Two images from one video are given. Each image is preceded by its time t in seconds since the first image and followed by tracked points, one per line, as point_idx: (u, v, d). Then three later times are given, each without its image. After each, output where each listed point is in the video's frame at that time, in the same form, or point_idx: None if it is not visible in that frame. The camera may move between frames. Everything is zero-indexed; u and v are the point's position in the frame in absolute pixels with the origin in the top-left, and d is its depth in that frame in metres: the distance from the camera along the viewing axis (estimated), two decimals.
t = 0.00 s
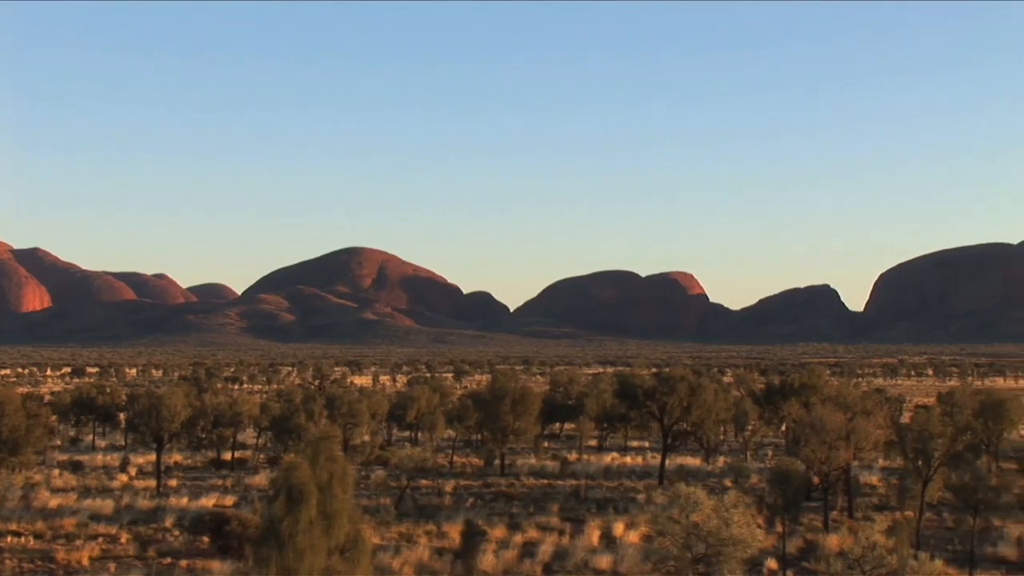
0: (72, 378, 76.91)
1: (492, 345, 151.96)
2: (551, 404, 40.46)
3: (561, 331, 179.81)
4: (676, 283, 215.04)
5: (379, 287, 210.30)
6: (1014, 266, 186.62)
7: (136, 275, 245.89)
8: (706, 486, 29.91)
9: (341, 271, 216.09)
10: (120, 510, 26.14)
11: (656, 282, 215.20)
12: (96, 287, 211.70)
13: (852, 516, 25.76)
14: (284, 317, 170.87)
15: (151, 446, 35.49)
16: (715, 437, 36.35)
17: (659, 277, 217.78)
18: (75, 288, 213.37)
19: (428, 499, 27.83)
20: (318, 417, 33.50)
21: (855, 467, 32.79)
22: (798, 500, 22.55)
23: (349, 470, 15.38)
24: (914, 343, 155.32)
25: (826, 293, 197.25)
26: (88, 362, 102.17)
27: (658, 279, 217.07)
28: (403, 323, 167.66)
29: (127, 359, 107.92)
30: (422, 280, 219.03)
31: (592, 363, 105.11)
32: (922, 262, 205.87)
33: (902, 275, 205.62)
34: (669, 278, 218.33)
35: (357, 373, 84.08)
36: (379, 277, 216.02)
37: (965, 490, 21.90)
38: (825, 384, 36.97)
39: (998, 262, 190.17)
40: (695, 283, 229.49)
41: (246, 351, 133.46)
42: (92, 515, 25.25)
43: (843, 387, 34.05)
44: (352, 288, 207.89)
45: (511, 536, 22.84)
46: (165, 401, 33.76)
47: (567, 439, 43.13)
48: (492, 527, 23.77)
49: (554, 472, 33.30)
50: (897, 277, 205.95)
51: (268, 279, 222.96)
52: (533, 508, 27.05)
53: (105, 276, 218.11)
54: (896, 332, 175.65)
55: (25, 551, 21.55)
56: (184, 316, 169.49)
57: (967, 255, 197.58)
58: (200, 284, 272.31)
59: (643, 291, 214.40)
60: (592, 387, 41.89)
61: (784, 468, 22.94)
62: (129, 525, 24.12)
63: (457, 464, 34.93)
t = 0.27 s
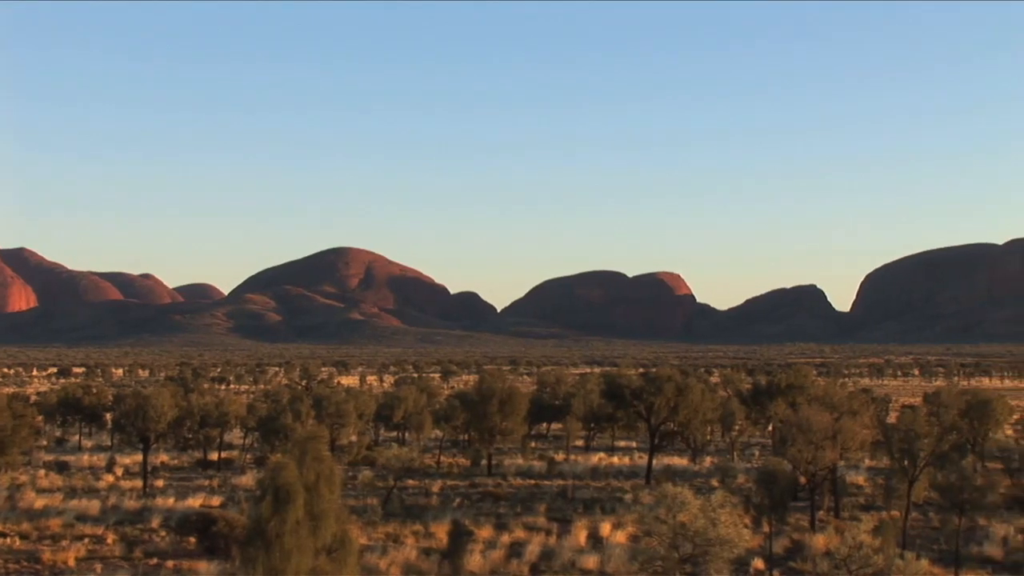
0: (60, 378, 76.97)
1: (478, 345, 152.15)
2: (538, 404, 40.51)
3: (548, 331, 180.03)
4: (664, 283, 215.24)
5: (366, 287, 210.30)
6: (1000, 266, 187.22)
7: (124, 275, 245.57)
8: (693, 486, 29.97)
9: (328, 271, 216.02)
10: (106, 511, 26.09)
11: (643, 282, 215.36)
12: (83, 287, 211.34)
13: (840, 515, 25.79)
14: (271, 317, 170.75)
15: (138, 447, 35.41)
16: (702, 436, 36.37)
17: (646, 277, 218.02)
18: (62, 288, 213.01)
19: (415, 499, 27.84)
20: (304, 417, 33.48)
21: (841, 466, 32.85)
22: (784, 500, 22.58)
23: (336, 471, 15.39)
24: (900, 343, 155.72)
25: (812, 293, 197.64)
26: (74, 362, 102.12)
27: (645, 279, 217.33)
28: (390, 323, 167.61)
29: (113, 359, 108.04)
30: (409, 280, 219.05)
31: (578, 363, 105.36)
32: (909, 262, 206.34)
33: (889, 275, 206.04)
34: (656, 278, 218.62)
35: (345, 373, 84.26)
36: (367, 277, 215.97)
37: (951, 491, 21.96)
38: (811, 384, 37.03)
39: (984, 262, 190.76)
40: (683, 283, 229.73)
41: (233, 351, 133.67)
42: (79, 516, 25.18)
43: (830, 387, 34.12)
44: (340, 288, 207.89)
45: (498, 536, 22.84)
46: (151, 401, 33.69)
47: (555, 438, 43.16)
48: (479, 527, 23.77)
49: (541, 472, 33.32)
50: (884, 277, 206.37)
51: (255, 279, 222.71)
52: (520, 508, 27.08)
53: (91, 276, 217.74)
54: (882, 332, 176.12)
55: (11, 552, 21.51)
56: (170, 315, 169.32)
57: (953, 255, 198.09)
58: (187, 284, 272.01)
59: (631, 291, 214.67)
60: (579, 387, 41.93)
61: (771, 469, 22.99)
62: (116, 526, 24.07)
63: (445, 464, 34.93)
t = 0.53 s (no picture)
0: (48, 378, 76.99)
1: (467, 345, 152.31)
2: (527, 404, 40.54)
3: (536, 331, 180.16)
4: (652, 283, 215.40)
5: (355, 287, 210.22)
6: (989, 266, 187.58)
7: (112, 275, 245.25)
8: (682, 486, 30.01)
9: (317, 271, 215.90)
10: (94, 511, 26.05)
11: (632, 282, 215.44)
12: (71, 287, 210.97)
13: (828, 515, 25.82)
14: (259, 317, 170.63)
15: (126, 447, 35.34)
16: (690, 437, 36.40)
17: (635, 277, 218.21)
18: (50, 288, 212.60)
19: (404, 499, 27.85)
20: (293, 417, 33.46)
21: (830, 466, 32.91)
22: (772, 501, 22.61)
23: (324, 471, 15.38)
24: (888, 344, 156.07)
25: (801, 294, 198.00)
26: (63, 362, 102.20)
27: (634, 279, 217.53)
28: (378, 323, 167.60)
29: (102, 359, 108.11)
30: (398, 280, 219.03)
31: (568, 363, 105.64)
32: (898, 262, 206.71)
33: (877, 275, 206.40)
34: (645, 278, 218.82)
35: (334, 373, 84.41)
36: (355, 277, 215.86)
37: (939, 490, 22.01)
38: (799, 384, 37.11)
39: (973, 262, 191.11)
40: (671, 283, 229.95)
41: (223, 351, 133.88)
42: (67, 517, 25.13)
43: (819, 387, 34.19)
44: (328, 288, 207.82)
45: (486, 537, 22.85)
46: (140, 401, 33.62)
47: (543, 439, 43.22)
48: (467, 528, 23.74)
49: (530, 472, 33.34)
50: (872, 277, 206.73)
51: (244, 279, 222.48)
52: (509, 508, 27.09)
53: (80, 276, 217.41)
54: (870, 332, 176.50)
55: None
56: (158, 315, 169.11)
57: (942, 255, 198.45)
58: (175, 284, 271.71)
59: (619, 291, 214.86)
60: (568, 387, 41.96)
61: (759, 468, 22.98)
62: (104, 526, 24.01)
63: (434, 464, 34.96)
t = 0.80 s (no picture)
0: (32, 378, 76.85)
1: (452, 345, 152.40)
2: (512, 404, 40.56)
3: (521, 331, 180.22)
4: (637, 283, 215.57)
5: (339, 287, 210.03)
6: (973, 267, 188.05)
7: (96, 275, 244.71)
8: (667, 486, 30.05)
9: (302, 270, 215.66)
10: (78, 512, 26.00)
11: (617, 282, 215.57)
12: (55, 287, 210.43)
13: (812, 515, 25.87)
14: (244, 317, 170.41)
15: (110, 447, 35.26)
16: (675, 437, 36.45)
17: (620, 277, 218.40)
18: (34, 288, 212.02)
19: (389, 500, 27.86)
20: (278, 417, 33.40)
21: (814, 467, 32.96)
22: (756, 500, 22.64)
23: (308, 472, 15.36)
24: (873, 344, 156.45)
25: (785, 294, 198.38)
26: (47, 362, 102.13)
27: (619, 279, 217.72)
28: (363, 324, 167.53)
29: (86, 359, 108.01)
30: (383, 280, 218.93)
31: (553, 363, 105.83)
32: (882, 262, 207.14)
33: (862, 275, 206.81)
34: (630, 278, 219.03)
35: (318, 373, 84.43)
36: (340, 277, 215.64)
37: (923, 490, 22.05)
38: (784, 384, 37.17)
39: (957, 262, 191.58)
40: (656, 283, 230.19)
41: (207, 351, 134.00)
42: (50, 518, 25.07)
43: (802, 387, 34.26)
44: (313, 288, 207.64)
45: (471, 537, 22.83)
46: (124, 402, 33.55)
47: (528, 438, 43.25)
48: (451, 528, 23.74)
49: (515, 472, 33.34)
50: (856, 278, 207.16)
51: (229, 279, 222.15)
52: (494, 508, 27.12)
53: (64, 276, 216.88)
54: (854, 332, 176.93)
55: None
56: (142, 316, 168.78)
57: (927, 255, 198.91)
58: (159, 285, 271.21)
59: (604, 291, 215.05)
60: (553, 387, 41.98)
61: (743, 469, 23.04)
62: (87, 527, 23.94)
63: (418, 464, 34.95)
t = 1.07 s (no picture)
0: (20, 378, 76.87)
1: (438, 345, 152.52)
2: (500, 404, 40.62)
3: (508, 331, 180.37)
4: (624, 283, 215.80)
5: (327, 287, 209.93)
6: (960, 267, 188.41)
7: (82, 275, 244.32)
8: (654, 486, 30.13)
9: (289, 270, 215.44)
10: (63, 512, 25.96)
11: (604, 282, 215.76)
12: (42, 287, 210.03)
13: (797, 515, 25.94)
14: (230, 317, 170.28)
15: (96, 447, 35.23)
16: (662, 437, 36.48)
17: (607, 277, 218.58)
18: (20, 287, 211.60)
19: (376, 500, 27.88)
20: (264, 418, 33.38)
21: (801, 466, 33.01)
22: (743, 500, 22.67)
23: (295, 472, 15.35)
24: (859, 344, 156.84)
25: (772, 295, 198.72)
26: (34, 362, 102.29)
27: (606, 279, 217.91)
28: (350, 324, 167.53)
29: (72, 360, 108.10)
30: (370, 280, 218.86)
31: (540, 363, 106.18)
32: (869, 262, 207.52)
33: (849, 275, 207.16)
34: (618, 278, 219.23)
35: (306, 373, 84.64)
36: (327, 277, 215.52)
37: (909, 489, 22.10)
38: (771, 384, 37.23)
39: (943, 262, 191.97)
40: (643, 283, 230.43)
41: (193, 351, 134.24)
42: (35, 518, 25.02)
43: (790, 386, 34.35)
44: (300, 288, 207.51)
45: (458, 537, 22.83)
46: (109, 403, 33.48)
47: (515, 438, 43.31)
48: (438, 528, 23.72)
49: (501, 472, 33.37)
50: (843, 278, 207.53)
51: (215, 279, 221.93)
52: (481, 509, 27.13)
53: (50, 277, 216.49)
54: (840, 332, 177.34)
55: None
56: (128, 315, 168.54)
57: (914, 255, 199.28)
58: (146, 285, 270.78)
59: (592, 290, 215.25)
60: (540, 388, 42.00)
61: (730, 469, 23.13)
62: (73, 527, 23.86)
63: (405, 464, 34.97)
